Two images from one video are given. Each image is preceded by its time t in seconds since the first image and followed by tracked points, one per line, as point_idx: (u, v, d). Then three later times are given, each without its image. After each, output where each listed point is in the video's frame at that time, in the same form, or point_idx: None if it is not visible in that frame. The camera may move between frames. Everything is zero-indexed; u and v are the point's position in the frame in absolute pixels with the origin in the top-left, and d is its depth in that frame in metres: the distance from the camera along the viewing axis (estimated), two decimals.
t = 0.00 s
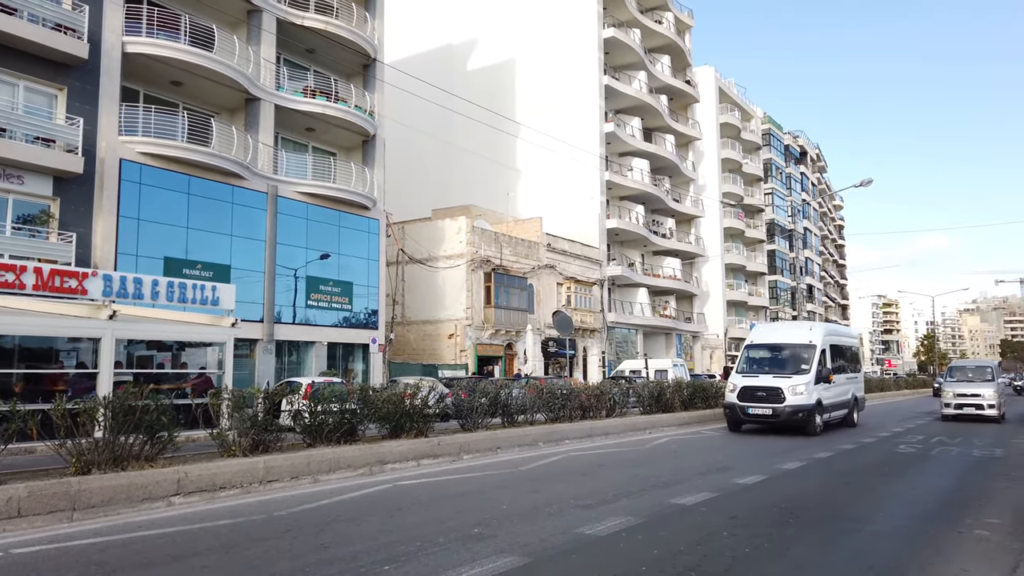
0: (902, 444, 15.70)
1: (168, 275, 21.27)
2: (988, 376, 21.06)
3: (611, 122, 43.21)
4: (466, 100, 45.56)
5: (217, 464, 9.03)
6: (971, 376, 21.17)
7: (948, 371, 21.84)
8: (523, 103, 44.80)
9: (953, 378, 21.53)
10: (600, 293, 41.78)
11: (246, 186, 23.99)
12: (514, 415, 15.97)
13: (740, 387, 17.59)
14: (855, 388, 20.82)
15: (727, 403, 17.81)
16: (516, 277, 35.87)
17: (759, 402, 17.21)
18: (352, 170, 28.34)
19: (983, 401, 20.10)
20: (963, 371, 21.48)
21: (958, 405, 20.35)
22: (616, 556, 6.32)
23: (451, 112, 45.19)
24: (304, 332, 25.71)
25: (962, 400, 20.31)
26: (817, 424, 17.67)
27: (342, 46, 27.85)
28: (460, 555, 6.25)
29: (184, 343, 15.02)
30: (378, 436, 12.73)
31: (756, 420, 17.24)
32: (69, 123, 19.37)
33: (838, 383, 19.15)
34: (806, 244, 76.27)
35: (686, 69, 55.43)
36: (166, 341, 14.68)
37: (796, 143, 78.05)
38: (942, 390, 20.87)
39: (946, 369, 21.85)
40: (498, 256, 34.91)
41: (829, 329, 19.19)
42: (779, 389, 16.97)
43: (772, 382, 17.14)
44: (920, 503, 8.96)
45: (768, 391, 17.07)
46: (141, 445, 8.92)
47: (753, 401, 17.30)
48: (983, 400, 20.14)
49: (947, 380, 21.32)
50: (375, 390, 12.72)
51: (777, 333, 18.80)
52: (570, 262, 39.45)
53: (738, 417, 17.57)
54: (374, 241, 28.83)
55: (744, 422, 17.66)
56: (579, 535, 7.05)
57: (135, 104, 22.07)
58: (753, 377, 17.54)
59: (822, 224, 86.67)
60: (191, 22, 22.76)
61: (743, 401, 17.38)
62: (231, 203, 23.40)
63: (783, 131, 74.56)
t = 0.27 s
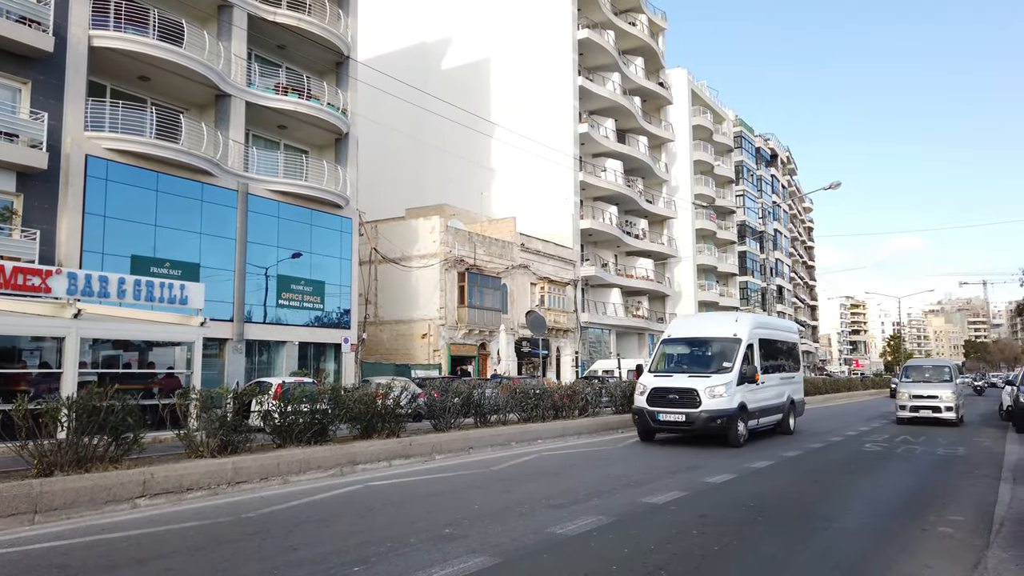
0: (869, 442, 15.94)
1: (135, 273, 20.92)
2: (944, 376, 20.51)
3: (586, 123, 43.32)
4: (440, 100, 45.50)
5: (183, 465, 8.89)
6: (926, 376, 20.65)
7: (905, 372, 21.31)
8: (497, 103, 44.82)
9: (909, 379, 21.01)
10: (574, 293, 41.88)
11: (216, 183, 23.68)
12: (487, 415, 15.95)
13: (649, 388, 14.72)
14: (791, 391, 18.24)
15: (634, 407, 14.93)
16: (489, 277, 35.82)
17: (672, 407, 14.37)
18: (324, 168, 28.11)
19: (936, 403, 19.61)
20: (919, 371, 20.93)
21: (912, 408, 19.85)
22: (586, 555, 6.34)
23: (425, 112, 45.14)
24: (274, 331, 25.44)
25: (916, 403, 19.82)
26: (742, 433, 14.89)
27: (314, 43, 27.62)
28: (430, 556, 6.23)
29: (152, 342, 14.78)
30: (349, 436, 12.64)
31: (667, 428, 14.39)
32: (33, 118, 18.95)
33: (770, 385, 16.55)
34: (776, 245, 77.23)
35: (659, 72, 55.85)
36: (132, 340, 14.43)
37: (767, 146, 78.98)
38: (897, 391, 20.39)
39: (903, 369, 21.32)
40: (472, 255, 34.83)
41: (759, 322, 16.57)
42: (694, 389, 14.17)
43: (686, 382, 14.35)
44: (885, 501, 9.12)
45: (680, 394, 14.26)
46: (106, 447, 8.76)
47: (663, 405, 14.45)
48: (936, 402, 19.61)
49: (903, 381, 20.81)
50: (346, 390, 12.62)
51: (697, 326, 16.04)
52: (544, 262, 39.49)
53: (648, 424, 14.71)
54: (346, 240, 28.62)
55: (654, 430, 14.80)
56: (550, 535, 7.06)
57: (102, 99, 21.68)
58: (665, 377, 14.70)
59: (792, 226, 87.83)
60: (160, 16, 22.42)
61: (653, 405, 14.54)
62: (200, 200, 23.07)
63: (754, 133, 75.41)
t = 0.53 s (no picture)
0: (839, 442, 16.14)
1: (104, 271, 20.56)
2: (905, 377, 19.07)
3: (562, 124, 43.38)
4: (415, 99, 45.47)
5: (152, 467, 8.75)
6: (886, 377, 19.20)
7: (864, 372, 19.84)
8: (473, 103, 44.79)
9: (868, 379, 19.52)
10: (549, 293, 41.92)
11: (188, 181, 23.36)
12: (461, 415, 15.91)
13: (534, 391, 11.96)
14: (719, 393, 15.68)
15: (515, 415, 12.14)
16: (465, 277, 35.75)
17: (558, 416, 11.61)
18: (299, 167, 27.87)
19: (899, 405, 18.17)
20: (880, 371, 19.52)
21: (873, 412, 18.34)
22: (561, 555, 6.34)
23: (400, 111, 45.10)
24: (246, 331, 25.16)
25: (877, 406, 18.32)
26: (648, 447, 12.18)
27: (288, 41, 27.38)
28: (404, 557, 6.20)
29: (120, 342, 14.51)
30: (322, 437, 12.55)
31: (553, 442, 11.61)
32: None
33: (691, 386, 13.95)
34: (749, 247, 78.05)
35: (634, 74, 56.20)
36: (100, 340, 14.18)
37: (740, 149, 79.79)
38: (855, 393, 18.88)
39: (860, 369, 19.82)
40: (447, 255, 34.73)
41: (677, 310, 13.90)
42: (584, 393, 11.45)
43: (577, 384, 11.62)
44: (854, 499, 9.25)
45: (568, 398, 11.53)
46: (72, 448, 8.59)
47: (549, 412, 11.69)
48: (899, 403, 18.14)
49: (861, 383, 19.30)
50: (319, 390, 12.53)
51: (600, 317, 13.24)
52: (519, 263, 39.49)
53: (531, 438, 11.89)
54: (320, 239, 28.41)
55: (540, 444, 12.02)
56: (524, 535, 7.06)
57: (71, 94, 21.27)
58: (554, 379, 11.95)
59: (764, 228, 88.79)
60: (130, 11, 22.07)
61: (536, 412, 11.77)
62: (172, 198, 22.76)
63: (727, 136, 76.14)
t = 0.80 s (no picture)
0: (812, 441, 16.32)
1: (74, 270, 20.20)
2: (867, 378, 17.56)
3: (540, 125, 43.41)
4: (394, 99, 45.39)
5: (122, 468, 8.62)
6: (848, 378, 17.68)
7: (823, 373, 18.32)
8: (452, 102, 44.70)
9: (828, 380, 18.01)
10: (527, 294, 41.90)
11: (161, 178, 23.04)
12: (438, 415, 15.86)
13: (354, 397, 8.96)
14: (631, 399, 12.89)
15: (333, 430, 9.09)
16: (442, 277, 35.61)
17: (381, 431, 8.61)
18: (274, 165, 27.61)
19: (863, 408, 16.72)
20: (840, 372, 18.00)
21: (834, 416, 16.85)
22: (536, 555, 6.35)
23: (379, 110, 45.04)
24: (220, 331, 24.87)
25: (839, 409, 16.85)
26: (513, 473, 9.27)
27: (264, 37, 27.10)
28: (378, 558, 6.16)
29: (90, 341, 14.25)
30: (297, 438, 12.46)
31: (373, 467, 8.58)
32: None
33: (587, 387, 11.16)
34: (724, 248, 78.71)
35: (612, 75, 56.44)
36: (70, 339, 13.95)
37: (716, 151, 80.41)
38: (813, 394, 17.39)
39: (819, 369, 18.31)
40: (424, 255, 34.59)
41: (567, 294, 11.07)
42: (417, 400, 8.47)
43: (409, 389, 8.63)
44: (826, 498, 9.36)
45: (395, 408, 8.55)
46: (39, 450, 8.43)
47: (371, 427, 8.67)
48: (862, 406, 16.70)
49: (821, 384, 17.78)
50: (294, 390, 12.41)
51: (464, 303, 10.30)
52: (497, 263, 39.40)
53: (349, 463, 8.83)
54: (296, 238, 28.16)
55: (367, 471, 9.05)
56: (499, 535, 7.05)
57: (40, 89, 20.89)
58: (383, 382, 8.94)
59: (740, 230, 89.60)
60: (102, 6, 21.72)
61: (353, 427, 8.76)
62: (144, 196, 22.43)
63: (703, 138, 76.70)
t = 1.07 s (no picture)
0: (787, 440, 16.49)
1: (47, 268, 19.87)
2: (831, 379, 16.00)
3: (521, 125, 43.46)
4: (373, 96, 45.09)
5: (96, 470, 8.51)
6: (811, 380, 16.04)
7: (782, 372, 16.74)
8: (432, 100, 44.51)
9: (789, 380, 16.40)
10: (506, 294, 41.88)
11: (137, 176, 22.73)
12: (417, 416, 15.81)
13: None
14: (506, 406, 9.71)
15: None
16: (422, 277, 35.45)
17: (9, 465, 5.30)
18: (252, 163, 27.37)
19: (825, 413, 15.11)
20: (802, 372, 16.45)
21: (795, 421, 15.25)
22: (514, 554, 6.34)
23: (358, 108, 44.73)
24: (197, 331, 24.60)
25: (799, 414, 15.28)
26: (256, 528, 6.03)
27: (241, 34, 26.85)
28: (357, 559, 6.13)
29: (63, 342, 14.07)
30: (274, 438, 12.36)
31: None
32: None
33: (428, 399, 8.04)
34: (703, 249, 79.31)
35: (592, 76, 56.63)
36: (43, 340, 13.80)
37: (695, 153, 80.99)
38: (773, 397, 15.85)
39: (780, 369, 16.76)
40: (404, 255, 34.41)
41: (404, 269, 7.94)
42: (56, 413, 5.12)
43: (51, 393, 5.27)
44: (801, 496, 9.46)
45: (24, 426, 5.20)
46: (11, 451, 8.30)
47: None
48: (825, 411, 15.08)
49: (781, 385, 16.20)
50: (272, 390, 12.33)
51: (218, 264, 6.93)
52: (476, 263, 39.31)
53: None
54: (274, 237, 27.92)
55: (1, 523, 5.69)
56: (478, 535, 7.04)
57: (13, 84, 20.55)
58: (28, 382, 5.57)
59: (718, 231, 90.33)
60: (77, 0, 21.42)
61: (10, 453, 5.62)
62: (119, 193, 22.12)
63: (682, 139, 77.20)
